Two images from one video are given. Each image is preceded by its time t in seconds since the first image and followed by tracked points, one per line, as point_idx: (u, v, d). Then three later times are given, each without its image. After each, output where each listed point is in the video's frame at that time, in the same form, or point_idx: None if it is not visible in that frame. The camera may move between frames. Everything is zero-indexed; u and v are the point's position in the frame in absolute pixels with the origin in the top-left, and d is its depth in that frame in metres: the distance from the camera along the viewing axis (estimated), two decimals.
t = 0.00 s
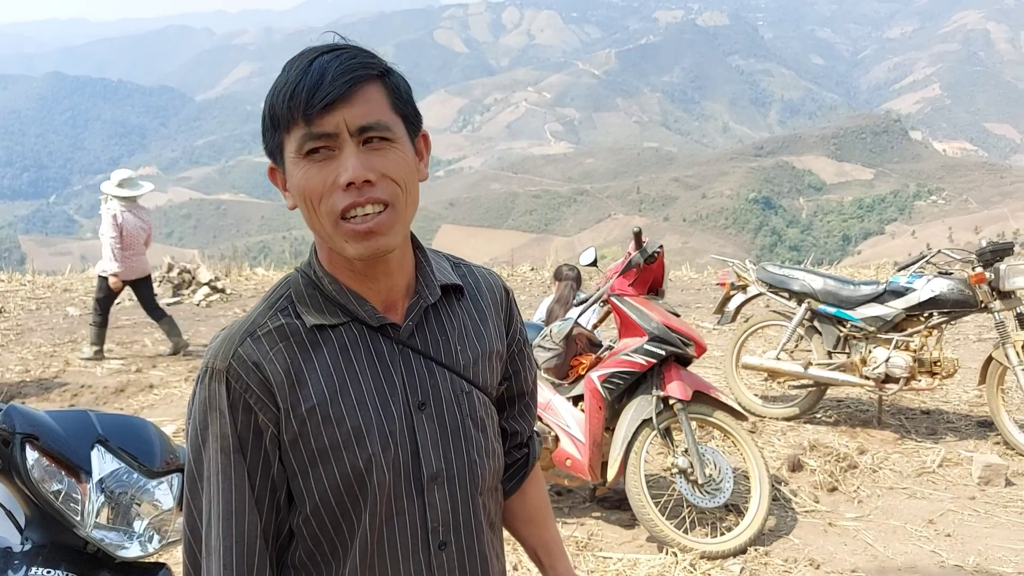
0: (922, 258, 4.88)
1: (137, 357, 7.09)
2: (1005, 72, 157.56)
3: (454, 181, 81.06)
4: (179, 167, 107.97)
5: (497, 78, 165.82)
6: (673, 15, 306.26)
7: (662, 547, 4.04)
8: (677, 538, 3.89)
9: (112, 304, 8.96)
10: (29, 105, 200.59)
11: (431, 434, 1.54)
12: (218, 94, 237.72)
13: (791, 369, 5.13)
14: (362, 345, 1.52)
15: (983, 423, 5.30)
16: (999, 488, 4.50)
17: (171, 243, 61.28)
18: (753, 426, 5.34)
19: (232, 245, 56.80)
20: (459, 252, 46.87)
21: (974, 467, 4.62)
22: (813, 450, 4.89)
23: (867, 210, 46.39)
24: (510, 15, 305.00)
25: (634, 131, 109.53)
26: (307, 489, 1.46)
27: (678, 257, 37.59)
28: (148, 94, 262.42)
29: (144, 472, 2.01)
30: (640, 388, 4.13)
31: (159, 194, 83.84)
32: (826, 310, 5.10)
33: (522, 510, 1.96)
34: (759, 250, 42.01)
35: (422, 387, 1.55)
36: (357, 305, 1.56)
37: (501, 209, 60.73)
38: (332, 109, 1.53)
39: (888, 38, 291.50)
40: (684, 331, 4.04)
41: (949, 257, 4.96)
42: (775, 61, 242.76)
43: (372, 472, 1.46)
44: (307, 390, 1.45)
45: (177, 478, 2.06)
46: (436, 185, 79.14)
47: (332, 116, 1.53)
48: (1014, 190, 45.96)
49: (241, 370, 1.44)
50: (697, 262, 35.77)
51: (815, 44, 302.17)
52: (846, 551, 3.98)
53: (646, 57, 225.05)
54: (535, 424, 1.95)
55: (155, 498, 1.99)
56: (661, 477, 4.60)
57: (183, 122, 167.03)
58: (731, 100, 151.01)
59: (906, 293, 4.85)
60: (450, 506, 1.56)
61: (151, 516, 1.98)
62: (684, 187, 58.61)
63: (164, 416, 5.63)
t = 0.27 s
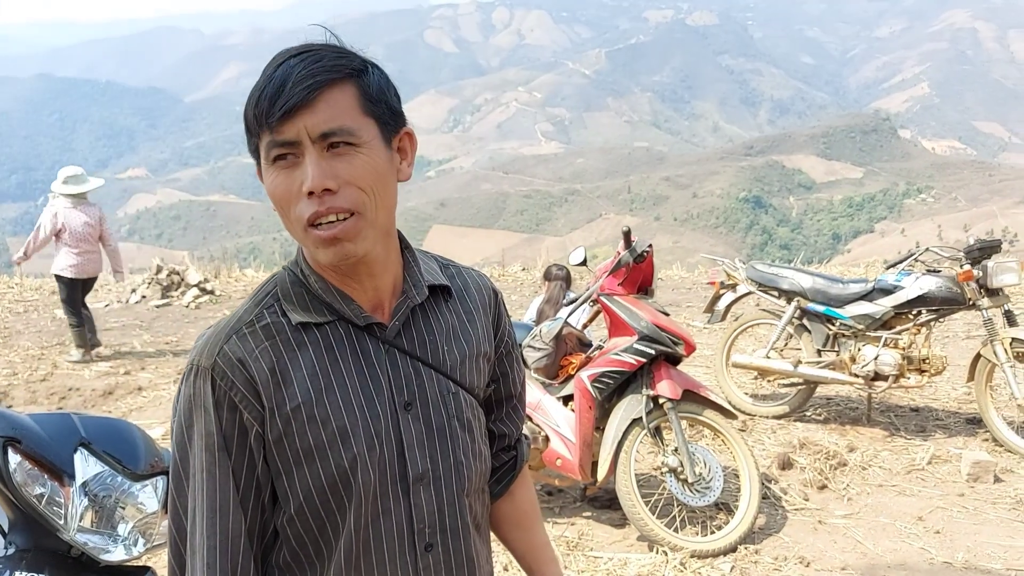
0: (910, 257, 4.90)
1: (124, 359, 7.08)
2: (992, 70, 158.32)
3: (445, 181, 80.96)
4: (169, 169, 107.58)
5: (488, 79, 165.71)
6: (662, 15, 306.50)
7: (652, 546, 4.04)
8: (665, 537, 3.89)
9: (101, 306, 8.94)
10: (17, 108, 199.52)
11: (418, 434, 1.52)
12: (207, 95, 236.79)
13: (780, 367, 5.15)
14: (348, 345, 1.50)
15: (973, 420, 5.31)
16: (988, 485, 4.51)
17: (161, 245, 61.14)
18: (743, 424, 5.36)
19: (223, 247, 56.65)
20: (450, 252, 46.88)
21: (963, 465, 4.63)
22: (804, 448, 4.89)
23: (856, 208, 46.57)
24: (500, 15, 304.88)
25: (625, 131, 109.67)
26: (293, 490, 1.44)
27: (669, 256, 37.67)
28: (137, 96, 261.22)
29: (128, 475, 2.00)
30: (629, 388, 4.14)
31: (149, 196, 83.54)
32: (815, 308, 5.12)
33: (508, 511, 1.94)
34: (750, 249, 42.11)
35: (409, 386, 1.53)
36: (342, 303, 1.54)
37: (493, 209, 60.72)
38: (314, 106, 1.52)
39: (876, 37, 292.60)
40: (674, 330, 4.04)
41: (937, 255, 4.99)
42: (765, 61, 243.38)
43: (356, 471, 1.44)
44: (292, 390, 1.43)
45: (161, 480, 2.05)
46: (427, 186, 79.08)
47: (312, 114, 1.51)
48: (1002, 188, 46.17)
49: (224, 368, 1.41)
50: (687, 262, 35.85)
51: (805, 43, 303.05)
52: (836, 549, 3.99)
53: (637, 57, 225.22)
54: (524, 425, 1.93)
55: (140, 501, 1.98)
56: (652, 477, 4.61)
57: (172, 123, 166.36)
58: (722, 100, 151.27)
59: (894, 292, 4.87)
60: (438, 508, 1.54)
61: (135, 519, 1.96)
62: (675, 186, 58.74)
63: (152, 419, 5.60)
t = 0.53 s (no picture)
0: (901, 256, 4.92)
1: (115, 361, 7.04)
2: (981, 71, 159.06)
3: (437, 181, 80.85)
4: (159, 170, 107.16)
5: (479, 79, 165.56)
6: (654, 15, 306.61)
7: (646, 546, 4.04)
8: (658, 536, 3.90)
9: (91, 308, 8.89)
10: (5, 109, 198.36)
11: (413, 434, 1.52)
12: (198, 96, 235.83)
13: (772, 366, 5.17)
14: (342, 344, 1.49)
15: (963, 418, 5.34)
16: (978, 482, 4.54)
17: (152, 246, 60.94)
18: (735, 423, 5.37)
19: (214, 248, 56.48)
20: (443, 253, 46.92)
21: (953, 462, 4.66)
22: (796, 446, 4.91)
23: (847, 208, 46.74)
24: (491, 15, 304.64)
25: (616, 130, 109.76)
26: (288, 488, 1.43)
27: (662, 255, 37.74)
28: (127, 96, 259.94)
29: (121, 477, 1.99)
30: (622, 387, 4.14)
31: (139, 197, 83.22)
32: (806, 307, 5.14)
33: (502, 513, 1.94)
34: (741, 248, 42.18)
35: (404, 385, 1.53)
36: (339, 301, 1.53)
37: (485, 209, 60.68)
38: (307, 110, 1.51)
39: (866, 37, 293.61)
40: (666, 330, 4.05)
41: (928, 254, 5.01)
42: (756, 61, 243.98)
43: (350, 470, 1.44)
44: (289, 388, 1.42)
45: (155, 485, 2.05)
46: (419, 187, 78.97)
47: (304, 119, 1.51)
48: (991, 187, 46.37)
49: (220, 365, 1.41)
50: (679, 262, 35.88)
51: (795, 43, 303.87)
52: (828, 548, 4.00)
53: (628, 57, 225.36)
54: (516, 427, 1.92)
55: (133, 505, 1.97)
56: (645, 476, 4.62)
57: (163, 124, 165.65)
58: (713, 99, 151.55)
59: (884, 291, 4.89)
60: (432, 507, 1.54)
61: (128, 521, 1.96)
62: (666, 186, 58.83)
63: (144, 421, 5.57)
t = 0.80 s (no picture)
0: (896, 255, 4.93)
1: (111, 364, 7.02)
2: (974, 71, 159.36)
3: (431, 183, 80.75)
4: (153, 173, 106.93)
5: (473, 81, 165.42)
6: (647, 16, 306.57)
7: (644, 546, 4.04)
8: (657, 537, 3.90)
9: (87, 311, 8.87)
10: None
11: (415, 432, 1.52)
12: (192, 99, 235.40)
13: (768, 366, 5.19)
14: (347, 343, 1.49)
15: (959, 417, 5.36)
16: (974, 481, 4.56)
17: (146, 249, 60.84)
18: (731, 424, 5.38)
19: (208, 251, 56.40)
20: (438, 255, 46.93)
21: (949, 461, 4.68)
22: (792, 446, 4.92)
23: (841, 207, 46.83)
24: (485, 17, 304.55)
25: (610, 131, 109.76)
26: (290, 484, 1.43)
27: (656, 256, 37.77)
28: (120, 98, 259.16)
29: (122, 480, 1.98)
30: (619, 388, 4.14)
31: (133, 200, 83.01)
32: (802, 307, 5.15)
33: (500, 519, 1.93)
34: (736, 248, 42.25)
35: (405, 386, 1.53)
36: (342, 300, 1.53)
37: (479, 210, 60.67)
38: (313, 113, 1.51)
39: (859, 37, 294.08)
40: (663, 331, 4.06)
41: (922, 254, 5.03)
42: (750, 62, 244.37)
43: (353, 466, 1.44)
44: (291, 385, 1.42)
45: (155, 488, 2.04)
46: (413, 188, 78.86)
47: (310, 122, 1.51)
48: (985, 186, 46.48)
49: (223, 361, 1.40)
50: (674, 262, 35.88)
51: (788, 43, 304.32)
52: (825, 547, 4.01)
53: (622, 58, 225.35)
54: (514, 431, 1.92)
55: (133, 508, 1.96)
56: (643, 477, 4.62)
57: (156, 127, 165.23)
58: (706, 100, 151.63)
59: (880, 290, 4.90)
60: (432, 505, 1.54)
61: (129, 525, 1.95)
62: (660, 186, 58.90)
63: (142, 425, 5.55)
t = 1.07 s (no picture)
0: (893, 255, 4.94)
1: (110, 365, 7.02)
2: (971, 71, 159.46)
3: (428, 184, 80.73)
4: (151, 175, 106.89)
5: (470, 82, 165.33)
6: (644, 16, 306.52)
7: (642, 546, 4.05)
8: (655, 536, 3.90)
9: (85, 313, 8.87)
10: None
11: (418, 431, 1.52)
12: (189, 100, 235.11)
13: (766, 366, 5.19)
14: (350, 342, 1.50)
15: (956, 416, 5.38)
16: (972, 480, 4.57)
17: (144, 250, 60.81)
18: (730, 423, 5.39)
19: (206, 252, 56.37)
20: (436, 256, 46.95)
21: (947, 460, 4.69)
22: (790, 445, 4.93)
23: (839, 208, 46.84)
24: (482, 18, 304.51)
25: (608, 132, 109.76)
26: (294, 482, 1.43)
27: (653, 256, 37.77)
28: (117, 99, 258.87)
29: (124, 480, 1.98)
30: (618, 388, 4.14)
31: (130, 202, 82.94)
32: (799, 307, 5.16)
33: (501, 517, 1.94)
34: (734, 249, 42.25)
35: (410, 383, 1.53)
36: (348, 300, 1.53)
37: (477, 211, 60.67)
38: (322, 114, 1.52)
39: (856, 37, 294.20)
40: (661, 331, 4.07)
41: (920, 253, 5.05)
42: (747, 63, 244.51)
43: (358, 462, 1.44)
44: (298, 382, 1.42)
45: (159, 487, 2.03)
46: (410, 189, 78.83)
47: (320, 119, 1.51)
48: (981, 187, 46.53)
49: (230, 358, 1.40)
50: (672, 262, 35.86)
51: (785, 44, 304.48)
52: (824, 546, 4.02)
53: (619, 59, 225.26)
54: (515, 430, 1.92)
55: (134, 508, 1.95)
56: (641, 477, 4.62)
57: (154, 128, 165.15)
58: (703, 100, 151.59)
59: (877, 290, 4.92)
60: (436, 505, 1.54)
61: (131, 526, 1.94)
62: (657, 187, 58.93)
63: (142, 425, 5.56)
